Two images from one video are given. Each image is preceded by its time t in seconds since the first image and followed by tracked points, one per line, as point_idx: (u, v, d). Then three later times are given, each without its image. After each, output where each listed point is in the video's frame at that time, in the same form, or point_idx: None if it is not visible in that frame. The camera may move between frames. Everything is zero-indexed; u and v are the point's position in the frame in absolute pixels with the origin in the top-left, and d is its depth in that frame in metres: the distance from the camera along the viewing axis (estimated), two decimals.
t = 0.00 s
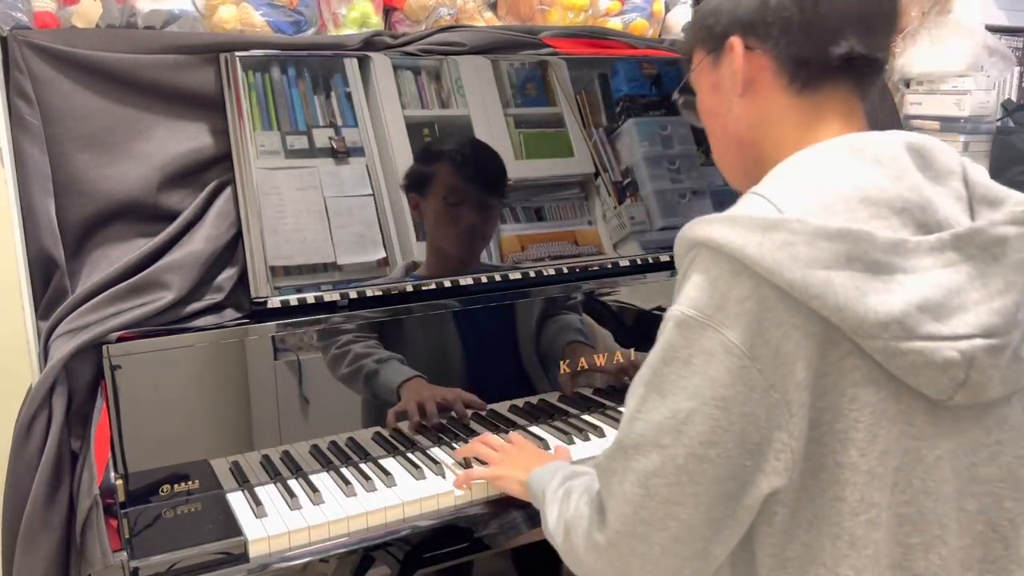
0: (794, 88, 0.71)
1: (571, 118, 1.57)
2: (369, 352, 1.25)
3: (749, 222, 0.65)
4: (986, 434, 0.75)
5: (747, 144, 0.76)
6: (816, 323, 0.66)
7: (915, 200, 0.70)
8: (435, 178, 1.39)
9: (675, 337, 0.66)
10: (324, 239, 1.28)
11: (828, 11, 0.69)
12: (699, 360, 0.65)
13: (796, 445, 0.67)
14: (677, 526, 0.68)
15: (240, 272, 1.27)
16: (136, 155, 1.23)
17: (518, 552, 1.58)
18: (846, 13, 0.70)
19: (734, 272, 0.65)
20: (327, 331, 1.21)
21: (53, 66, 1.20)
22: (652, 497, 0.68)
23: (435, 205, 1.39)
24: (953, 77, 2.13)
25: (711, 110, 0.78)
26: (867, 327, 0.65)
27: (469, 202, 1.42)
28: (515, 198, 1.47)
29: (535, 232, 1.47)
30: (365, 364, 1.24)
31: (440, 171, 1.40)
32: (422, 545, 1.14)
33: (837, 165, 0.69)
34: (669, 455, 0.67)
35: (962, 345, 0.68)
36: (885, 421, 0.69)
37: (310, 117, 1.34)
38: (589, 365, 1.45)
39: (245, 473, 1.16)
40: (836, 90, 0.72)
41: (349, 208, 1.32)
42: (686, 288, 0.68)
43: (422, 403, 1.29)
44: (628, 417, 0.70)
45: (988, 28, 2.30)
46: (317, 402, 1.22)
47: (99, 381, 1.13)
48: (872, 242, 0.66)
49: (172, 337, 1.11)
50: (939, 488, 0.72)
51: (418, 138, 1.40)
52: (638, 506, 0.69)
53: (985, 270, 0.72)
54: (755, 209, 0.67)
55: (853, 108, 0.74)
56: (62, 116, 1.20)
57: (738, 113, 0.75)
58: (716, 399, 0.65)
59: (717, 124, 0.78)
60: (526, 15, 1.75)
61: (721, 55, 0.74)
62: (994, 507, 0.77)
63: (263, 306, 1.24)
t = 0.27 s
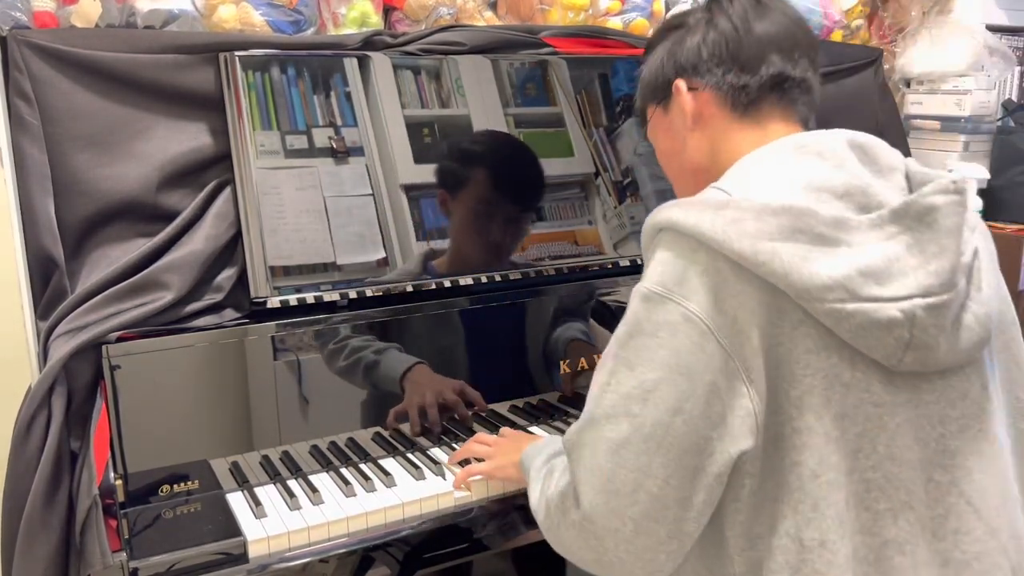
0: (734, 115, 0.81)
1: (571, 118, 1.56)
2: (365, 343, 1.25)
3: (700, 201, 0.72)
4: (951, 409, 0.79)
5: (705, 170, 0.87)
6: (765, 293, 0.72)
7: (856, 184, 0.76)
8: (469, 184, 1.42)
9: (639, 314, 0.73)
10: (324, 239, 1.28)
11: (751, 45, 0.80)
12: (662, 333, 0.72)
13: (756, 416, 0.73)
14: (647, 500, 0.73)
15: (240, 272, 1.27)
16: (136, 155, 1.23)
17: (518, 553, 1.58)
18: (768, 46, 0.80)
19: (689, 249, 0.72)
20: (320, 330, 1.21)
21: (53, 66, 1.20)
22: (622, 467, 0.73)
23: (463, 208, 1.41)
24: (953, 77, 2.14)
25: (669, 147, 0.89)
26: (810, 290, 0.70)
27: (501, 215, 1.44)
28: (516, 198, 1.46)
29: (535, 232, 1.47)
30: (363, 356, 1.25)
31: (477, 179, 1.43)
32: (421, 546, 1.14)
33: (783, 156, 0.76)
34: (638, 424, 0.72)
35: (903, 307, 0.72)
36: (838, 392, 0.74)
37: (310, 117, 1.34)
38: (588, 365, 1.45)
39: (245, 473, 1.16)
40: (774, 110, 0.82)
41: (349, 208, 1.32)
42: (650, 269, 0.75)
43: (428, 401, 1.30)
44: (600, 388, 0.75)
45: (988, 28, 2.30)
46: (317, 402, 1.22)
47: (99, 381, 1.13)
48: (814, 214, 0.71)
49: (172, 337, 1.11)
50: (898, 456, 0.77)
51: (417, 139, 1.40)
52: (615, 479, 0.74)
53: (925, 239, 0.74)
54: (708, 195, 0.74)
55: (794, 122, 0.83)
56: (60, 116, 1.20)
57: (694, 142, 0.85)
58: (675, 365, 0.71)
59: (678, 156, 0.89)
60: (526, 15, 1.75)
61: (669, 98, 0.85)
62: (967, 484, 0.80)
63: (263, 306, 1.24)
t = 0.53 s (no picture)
0: (715, 139, 0.96)
1: (571, 118, 1.56)
2: (405, 340, 1.27)
3: (695, 194, 0.82)
4: (931, 393, 0.87)
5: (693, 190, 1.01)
6: (756, 275, 0.81)
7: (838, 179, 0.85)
8: (510, 189, 1.45)
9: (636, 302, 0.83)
10: (324, 239, 1.28)
11: (727, 83, 0.95)
12: (659, 318, 0.81)
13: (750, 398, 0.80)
14: (646, 475, 0.83)
15: (239, 272, 1.26)
16: (137, 155, 1.23)
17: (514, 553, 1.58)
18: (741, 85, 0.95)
19: (685, 238, 0.83)
20: (353, 327, 1.23)
21: (52, 66, 1.19)
22: (624, 442, 0.82)
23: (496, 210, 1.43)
24: (953, 77, 2.13)
25: (658, 172, 1.03)
26: (797, 265, 0.78)
27: (538, 228, 1.47)
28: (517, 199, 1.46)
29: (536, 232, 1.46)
30: (406, 348, 1.28)
31: (516, 185, 1.46)
32: (422, 544, 1.13)
33: (770, 155, 0.86)
34: (637, 400, 0.81)
35: (885, 281, 0.80)
36: (829, 368, 0.83)
37: (310, 117, 1.34)
38: (588, 365, 1.46)
39: (245, 473, 1.16)
40: (749, 136, 0.97)
41: (349, 208, 1.32)
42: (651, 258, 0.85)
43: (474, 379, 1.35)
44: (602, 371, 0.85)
45: (989, 28, 2.29)
46: (317, 402, 1.22)
47: (99, 381, 1.12)
48: (799, 201, 0.80)
49: (173, 337, 1.11)
50: (886, 433, 0.85)
51: (417, 139, 1.40)
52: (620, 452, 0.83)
53: (901, 222, 0.83)
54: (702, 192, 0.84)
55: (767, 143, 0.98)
56: (60, 116, 1.20)
57: (684, 172, 0.99)
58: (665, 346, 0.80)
59: (668, 178, 1.02)
60: (527, 16, 1.75)
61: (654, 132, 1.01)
62: (952, 461, 0.88)
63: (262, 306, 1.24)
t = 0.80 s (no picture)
0: (734, 134, 0.89)
1: (571, 118, 1.56)
2: (425, 338, 1.29)
3: (713, 184, 0.79)
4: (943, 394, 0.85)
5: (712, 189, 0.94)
6: (772, 270, 0.78)
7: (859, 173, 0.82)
8: (516, 191, 1.46)
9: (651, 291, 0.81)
10: (324, 239, 1.28)
11: (747, 76, 0.88)
12: (674, 308, 0.79)
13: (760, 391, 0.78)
14: (656, 462, 0.80)
15: (239, 273, 1.27)
16: (137, 155, 1.23)
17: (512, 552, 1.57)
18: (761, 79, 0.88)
19: (702, 229, 0.80)
20: (369, 325, 1.24)
21: (52, 66, 1.19)
22: (634, 429, 0.81)
23: (502, 211, 1.44)
24: (953, 78, 2.13)
25: (676, 169, 0.97)
26: (816, 260, 0.76)
27: (543, 227, 1.47)
28: (517, 200, 1.46)
29: (535, 232, 1.46)
30: (427, 346, 1.29)
31: (523, 187, 1.47)
32: (422, 544, 1.13)
33: (789, 146, 0.83)
34: (649, 389, 0.79)
35: (904, 278, 0.77)
36: (842, 364, 0.80)
37: (310, 117, 1.34)
38: (588, 366, 1.46)
39: (245, 473, 1.16)
40: (770, 130, 0.89)
41: (349, 208, 1.32)
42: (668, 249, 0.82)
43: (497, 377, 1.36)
44: (618, 358, 0.83)
45: (989, 28, 2.29)
46: (317, 402, 1.22)
47: (99, 381, 1.13)
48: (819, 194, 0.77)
49: (173, 337, 1.11)
50: (900, 433, 0.83)
51: (417, 139, 1.40)
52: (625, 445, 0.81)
53: (924, 219, 0.80)
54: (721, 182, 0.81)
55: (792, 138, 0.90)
56: (60, 116, 1.20)
57: (699, 169, 0.92)
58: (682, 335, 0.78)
59: (685, 175, 0.95)
60: (526, 15, 1.75)
61: (672, 125, 0.94)
62: (965, 463, 0.86)
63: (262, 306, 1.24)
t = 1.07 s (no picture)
0: (814, 85, 0.76)
1: (571, 118, 1.56)
2: (444, 331, 1.30)
3: (750, 192, 0.70)
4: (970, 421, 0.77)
5: (764, 130, 0.81)
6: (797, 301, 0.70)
7: (913, 188, 0.72)
8: (460, 166, 1.42)
9: (671, 301, 0.73)
10: (324, 239, 1.28)
11: (851, 13, 0.73)
12: (697, 321, 0.72)
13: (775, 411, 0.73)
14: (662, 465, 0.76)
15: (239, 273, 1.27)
16: (137, 155, 1.23)
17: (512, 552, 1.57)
18: (865, 19, 0.74)
19: (730, 240, 0.70)
20: (375, 325, 1.24)
21: (52, 66, 1.19)
22: (646, 436, 0.76)
23: (457, 192, 1.41)
24: (953, 78, 2.12)
25: (731, 93, 0.82)
26: (851, 298, 0.67)
27: (494, 189, 1.44)
28: (516, 199, 1.47)
29: (536, 232, 1.47)
30: (444, 339, 1.30)
31: (465, 160, 1.43)
32: (422, 544, 1.13)
33: (837, 148, 0.73)
34: (665, 403, 0.74)
35: (944, 323, 0.70)
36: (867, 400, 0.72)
37: (310, 117, 1.34)
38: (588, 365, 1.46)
39: (245, 473, 1.16)
40: (852, 90, 0.77)
41: (349, 208, 1.32)
42: (693, 255, 0.74)
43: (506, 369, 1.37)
44: (635, 362, 0.77)
45: (989, 28, 2.29)
46: (317, 402, 1.22)
47: (99, 381, 1.13)
48: (865, 219, 0.68)
49: (173, 337, 1.11)
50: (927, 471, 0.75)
51: (417, 139, 1.40)
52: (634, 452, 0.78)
53: (975, 253, 0.73)
54: (759, 185, 0.71)
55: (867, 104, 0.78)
56: (60, 116, 1.20)
57: (759, 104, 0.79)
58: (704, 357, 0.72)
59: (738, 110, 0.82)
60: (526, 15, 1.75)
61: (746, 45, 0.78)
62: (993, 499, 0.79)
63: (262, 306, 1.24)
